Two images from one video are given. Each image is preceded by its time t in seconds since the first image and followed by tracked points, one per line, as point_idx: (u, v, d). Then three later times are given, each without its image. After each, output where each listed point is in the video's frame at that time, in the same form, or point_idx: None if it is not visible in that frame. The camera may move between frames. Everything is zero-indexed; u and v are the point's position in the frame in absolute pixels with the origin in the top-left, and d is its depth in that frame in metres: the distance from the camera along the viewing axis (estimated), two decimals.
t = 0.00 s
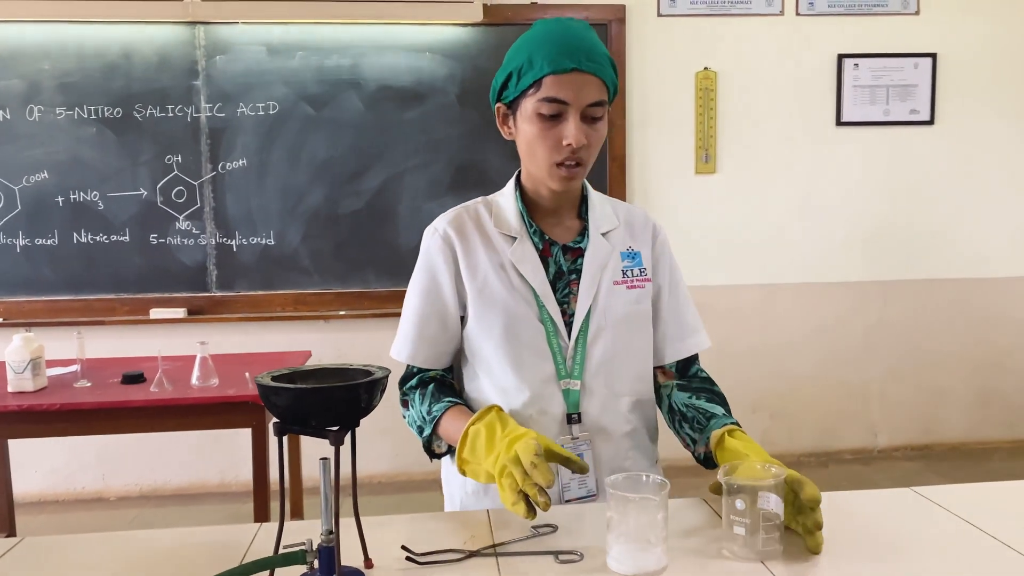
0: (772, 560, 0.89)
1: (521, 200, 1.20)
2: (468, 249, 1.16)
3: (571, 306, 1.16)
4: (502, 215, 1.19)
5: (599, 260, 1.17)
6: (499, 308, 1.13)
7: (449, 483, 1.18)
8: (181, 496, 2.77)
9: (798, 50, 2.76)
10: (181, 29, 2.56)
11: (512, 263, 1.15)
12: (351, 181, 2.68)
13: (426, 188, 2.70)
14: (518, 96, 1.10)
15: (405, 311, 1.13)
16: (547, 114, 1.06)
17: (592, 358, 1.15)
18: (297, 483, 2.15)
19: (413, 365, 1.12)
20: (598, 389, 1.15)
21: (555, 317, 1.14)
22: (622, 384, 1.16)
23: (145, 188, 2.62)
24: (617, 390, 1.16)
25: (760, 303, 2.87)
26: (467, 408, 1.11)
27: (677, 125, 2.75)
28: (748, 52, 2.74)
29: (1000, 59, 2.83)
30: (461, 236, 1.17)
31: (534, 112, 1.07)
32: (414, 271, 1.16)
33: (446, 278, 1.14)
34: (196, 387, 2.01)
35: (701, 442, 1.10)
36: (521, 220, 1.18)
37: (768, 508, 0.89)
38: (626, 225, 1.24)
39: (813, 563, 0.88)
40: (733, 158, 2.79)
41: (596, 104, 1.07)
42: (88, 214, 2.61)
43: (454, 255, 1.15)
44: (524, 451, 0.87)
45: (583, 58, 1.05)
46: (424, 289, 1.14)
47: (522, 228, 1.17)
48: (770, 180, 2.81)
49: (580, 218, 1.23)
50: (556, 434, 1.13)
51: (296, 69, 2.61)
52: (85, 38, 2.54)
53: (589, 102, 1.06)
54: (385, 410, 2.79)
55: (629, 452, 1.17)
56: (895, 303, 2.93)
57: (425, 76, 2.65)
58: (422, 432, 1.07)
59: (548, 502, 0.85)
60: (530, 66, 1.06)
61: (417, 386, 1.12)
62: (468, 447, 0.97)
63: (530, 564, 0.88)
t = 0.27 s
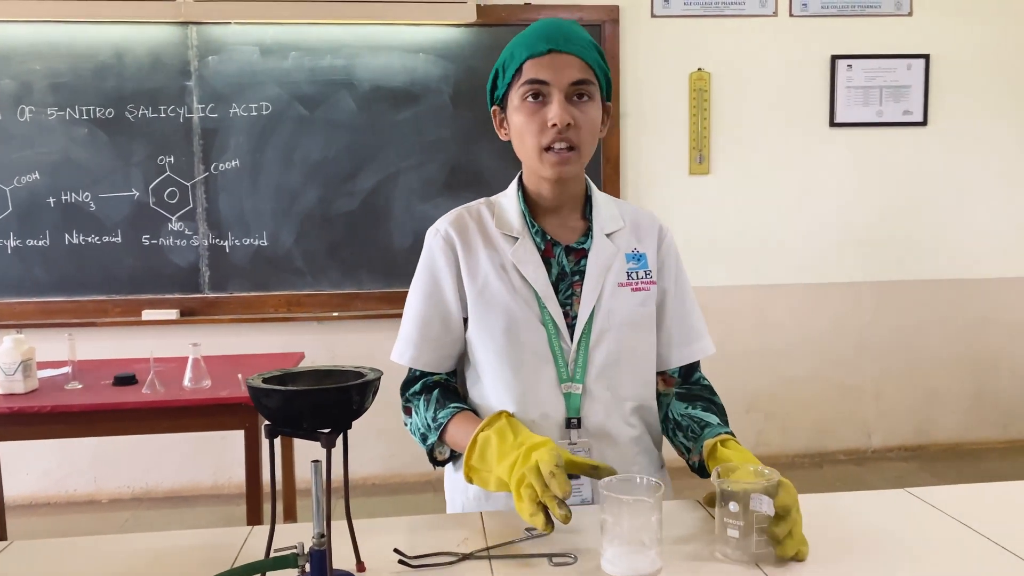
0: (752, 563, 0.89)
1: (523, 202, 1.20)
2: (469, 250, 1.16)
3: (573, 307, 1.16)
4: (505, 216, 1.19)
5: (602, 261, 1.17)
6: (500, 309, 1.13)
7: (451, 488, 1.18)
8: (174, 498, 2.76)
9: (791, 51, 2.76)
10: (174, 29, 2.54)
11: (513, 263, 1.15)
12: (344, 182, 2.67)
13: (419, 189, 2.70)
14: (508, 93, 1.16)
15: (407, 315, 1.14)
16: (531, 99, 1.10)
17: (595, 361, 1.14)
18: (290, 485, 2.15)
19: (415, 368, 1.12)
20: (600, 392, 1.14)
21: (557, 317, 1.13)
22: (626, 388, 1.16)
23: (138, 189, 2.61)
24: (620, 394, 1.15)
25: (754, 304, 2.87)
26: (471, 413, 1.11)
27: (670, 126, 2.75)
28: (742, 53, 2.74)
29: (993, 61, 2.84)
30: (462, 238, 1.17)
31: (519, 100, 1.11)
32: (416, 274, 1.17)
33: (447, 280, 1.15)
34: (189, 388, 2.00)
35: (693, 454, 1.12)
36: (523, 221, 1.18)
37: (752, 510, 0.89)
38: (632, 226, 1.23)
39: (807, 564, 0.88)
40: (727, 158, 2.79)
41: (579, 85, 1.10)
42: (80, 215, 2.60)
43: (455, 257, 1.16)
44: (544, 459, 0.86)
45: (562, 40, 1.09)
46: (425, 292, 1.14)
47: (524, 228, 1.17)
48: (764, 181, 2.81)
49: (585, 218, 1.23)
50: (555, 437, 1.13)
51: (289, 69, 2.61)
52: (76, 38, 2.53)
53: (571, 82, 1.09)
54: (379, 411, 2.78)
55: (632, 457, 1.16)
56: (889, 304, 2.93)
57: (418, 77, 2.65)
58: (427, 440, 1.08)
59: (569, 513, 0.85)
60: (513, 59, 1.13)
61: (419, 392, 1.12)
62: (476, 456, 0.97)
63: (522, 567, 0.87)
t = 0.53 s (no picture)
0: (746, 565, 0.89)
1: (548, 201, 1.20)
2: (492, 251, 1.16)
3: (599, 308, 1.15)
4: (530, 216, 1.19)
5: (630, 262, 1.16)
6: (523, 310, 1.12)
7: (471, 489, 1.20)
8: (167, 499, 2.75)
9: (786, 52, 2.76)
10: (166, 28, 2.54)
11: (536, 264, 1.15)
12: (339, 182, 2.66)
13: (415, 189, 2.69)
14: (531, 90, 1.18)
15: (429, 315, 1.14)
16: (551, 93, 1.12)
17: (621, 363, 1.13)
18: (284, 486, 2.14)
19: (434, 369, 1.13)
20: (628, 395, 1.13)
21: (582, 318, 1.13)
22: (652, 391, 1.15)
23: (131, 188, 2.60)
24: (647, 397, 1.15)
25: (748, 305, 2.87)
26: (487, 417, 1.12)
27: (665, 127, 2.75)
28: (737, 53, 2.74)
29: (986, 62, 2.84)
30: (485, 238, 1.17)
31: (540, 95, 1.13)
32: (438, 274, 1.17)
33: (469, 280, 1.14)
34: (181, 389, 1.99)
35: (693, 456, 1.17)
36: (547, 220, 1.18)
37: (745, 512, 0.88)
38: (658, 226, 1.23)
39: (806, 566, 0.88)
40: (722, 159, 2.79)
41: (598, 74, 1.11)
42: (72, 215, 2.59)
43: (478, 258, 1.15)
44: (550, 474, 0.86)
45: (579, 30, 1.11)
46: (447, 292, 1.14)
47: (548, 227, 1.17)
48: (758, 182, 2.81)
49: (609, 217, 1.23)
50: (581, 442, 1.11)
51: (283, 69, 2.60)
52: (67, 37, 2.52)
53: (589, 72, 1.10)
54: (373, 412, 2.77)
55: (655, 462, 1.15)
56: (882, 305, 2.94)
57: (413, 76, 2.64)
58: (441, 441, 1.09)
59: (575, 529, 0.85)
60: (533, 54, 1.15)
61: (436, 392, 1.13)
62: (488, 461, 0.99)
63: (519, 570, 0.87)
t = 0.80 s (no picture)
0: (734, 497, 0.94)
1: (558, 197, 1.20)
2: (499, 247, 1.15)
3: (607, 307, 1.15)
4: (539, 212, 1.18)
5: (638, 261, 1.16)
6: (530, 307, 1.12)
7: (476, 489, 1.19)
8: (158, 499, 2.73)
9: (780, 53, 2.76)
10: (158, 25, 2.52)
11: (545, 261, 1.14)
12: (332, 181, 2.65)
13: (408, 188, 2.68)
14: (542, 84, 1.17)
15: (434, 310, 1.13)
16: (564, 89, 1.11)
17: (628, 363, 1.13)
18: (275, 486, 2.13)
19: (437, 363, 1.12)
20: (634, 396, 1.13)
21: (590, 317, 1.12)
22: (659, 393, 1.14)
23: (122, 186, 2.58)
24: (654, 398, 1.14)
25: (741, 305, 2.87)
26: (489, 414, 1.11)
27: (660, 127, 2.75)
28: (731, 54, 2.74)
29: (980, 64, 2.85)
30: (493, 233, 1.16)
31: (552, 90, 1.12)
32: (444, 269, 1.16)
33: (476, 276, 1.14)
34: (172, 388, 1.98)
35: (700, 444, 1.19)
36: (557, 217, 1.17)
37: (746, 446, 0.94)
38: (668, 225, 1.22)
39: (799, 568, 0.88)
40: (716, 160, 2.79)
41: (611, 71, 1.11)
42: (63, 213, 2.57)
43: (485, 254, 1.15)
44: (542, 481, 0.85)
45: (593, 26, 1.11)
46: (454, 287, 1.13)
47: (558, 224, 1.16)
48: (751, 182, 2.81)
49: (620, 216, 1.23)
50: (585, 442, 1.11)
51: (277, 67, 2.59)
52: (58, 34, 2.50)
53: (603, 69, 1.10)
54: (365, 411, 2.77)
55: (662, 463, 1.14)
56: (875, 306, 2.94)
57: (407, 75, 2.63)
58: (441, 435, 1.08)
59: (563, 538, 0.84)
60: (545, 48, 1.15)
61: (439, 385, 1.13)
62: (485, 461, 0.98)
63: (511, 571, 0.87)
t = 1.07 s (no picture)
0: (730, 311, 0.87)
1: (548, 195, 1.19)
2: (491, 246, 1.15)
3: (598, 304, 1.14)
4: (529, 210, 1.18)
5: (628, 258, 1.15)
6: (522, 305, 1.11)
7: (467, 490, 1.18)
8: (147, 498, 2.72)
9: (773, 53, 2.76)
10: (149, 21, 2.50)
11: (536, 259, 1.14)
12: (323, 179, 2.64)
13: (400, 187, 2.67)
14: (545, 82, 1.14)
15: (426, 310, 1.12)
16: (572, 91, 1.10)
17: (619, 361, 1.12)
18: (264, 485, 2.11)
19: (430, 364, 1.11)
20: (625, 392, 1.12)
21: (580, 315, 1.11)
22: (651, 389, 1.13)
23: (112, 184, 2.56)
24: (646, 394, 1.13)
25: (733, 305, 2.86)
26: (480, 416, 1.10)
27: (653, 126, 2.74)
28: (724, 54, 2.74)
29: (972, 65, 2.85)
30: (484, 232, 1.16)
31: (559, 91, 1.10)
32: (435, 269, 1.15)
33: (468, 275, 1.13)
34: (161, 387, 1.97)
35: (734, 397, 1.05)
36: (547, 215, 1.16)
37: (726, 257, 0.86)
38: (658, 222, 1.22)
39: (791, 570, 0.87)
40: (709, 160, 2.78)
41: (620, 77, 1.10)
42: (52, 210, 2.55)
43: (477, 252, 1.15)
44: (531, 482, 0.84)
45: (605, 31, 1.10)
46: (446, 287, 1.13)
47: (548, 222, 1.16)
48: (744, 183, 2.81)
49: (611, 214, 1.21)
50: (577, 440, 1.10)
51: (268, 64, 2.57)
52: (48, 30, 2.48)
53: (613, 74, 1.09)
54: (356, 411, 2.75)
55: (656, 459, 1.14)
56: (866, 306, 2.94)
57: (399, 73, 2.62)
58: (432, 438, 1.07)
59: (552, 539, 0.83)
60: (552, 45, 1.12)
61: (429, 388, 1.11)
62: (474, 464, 0.97)
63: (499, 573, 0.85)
